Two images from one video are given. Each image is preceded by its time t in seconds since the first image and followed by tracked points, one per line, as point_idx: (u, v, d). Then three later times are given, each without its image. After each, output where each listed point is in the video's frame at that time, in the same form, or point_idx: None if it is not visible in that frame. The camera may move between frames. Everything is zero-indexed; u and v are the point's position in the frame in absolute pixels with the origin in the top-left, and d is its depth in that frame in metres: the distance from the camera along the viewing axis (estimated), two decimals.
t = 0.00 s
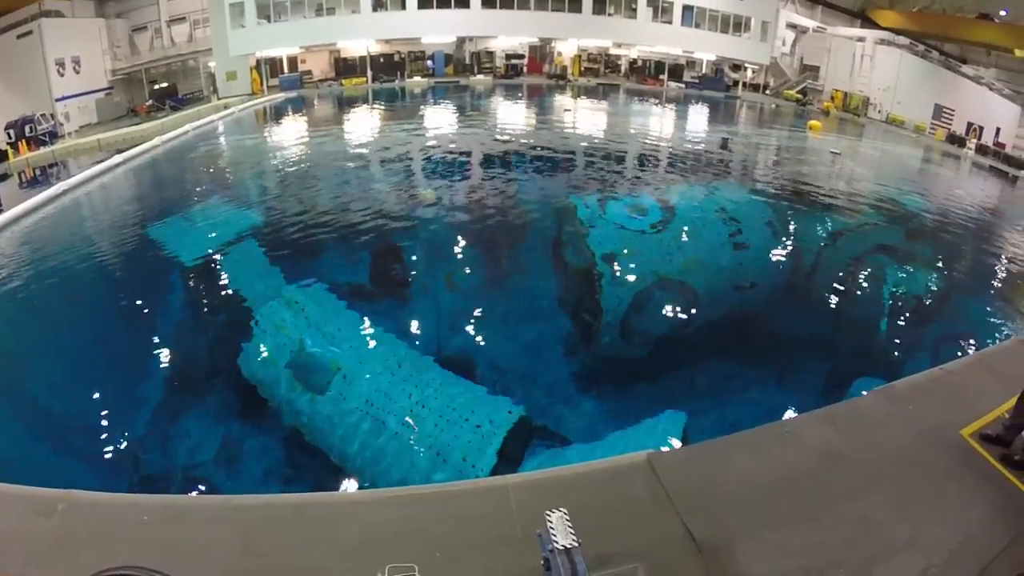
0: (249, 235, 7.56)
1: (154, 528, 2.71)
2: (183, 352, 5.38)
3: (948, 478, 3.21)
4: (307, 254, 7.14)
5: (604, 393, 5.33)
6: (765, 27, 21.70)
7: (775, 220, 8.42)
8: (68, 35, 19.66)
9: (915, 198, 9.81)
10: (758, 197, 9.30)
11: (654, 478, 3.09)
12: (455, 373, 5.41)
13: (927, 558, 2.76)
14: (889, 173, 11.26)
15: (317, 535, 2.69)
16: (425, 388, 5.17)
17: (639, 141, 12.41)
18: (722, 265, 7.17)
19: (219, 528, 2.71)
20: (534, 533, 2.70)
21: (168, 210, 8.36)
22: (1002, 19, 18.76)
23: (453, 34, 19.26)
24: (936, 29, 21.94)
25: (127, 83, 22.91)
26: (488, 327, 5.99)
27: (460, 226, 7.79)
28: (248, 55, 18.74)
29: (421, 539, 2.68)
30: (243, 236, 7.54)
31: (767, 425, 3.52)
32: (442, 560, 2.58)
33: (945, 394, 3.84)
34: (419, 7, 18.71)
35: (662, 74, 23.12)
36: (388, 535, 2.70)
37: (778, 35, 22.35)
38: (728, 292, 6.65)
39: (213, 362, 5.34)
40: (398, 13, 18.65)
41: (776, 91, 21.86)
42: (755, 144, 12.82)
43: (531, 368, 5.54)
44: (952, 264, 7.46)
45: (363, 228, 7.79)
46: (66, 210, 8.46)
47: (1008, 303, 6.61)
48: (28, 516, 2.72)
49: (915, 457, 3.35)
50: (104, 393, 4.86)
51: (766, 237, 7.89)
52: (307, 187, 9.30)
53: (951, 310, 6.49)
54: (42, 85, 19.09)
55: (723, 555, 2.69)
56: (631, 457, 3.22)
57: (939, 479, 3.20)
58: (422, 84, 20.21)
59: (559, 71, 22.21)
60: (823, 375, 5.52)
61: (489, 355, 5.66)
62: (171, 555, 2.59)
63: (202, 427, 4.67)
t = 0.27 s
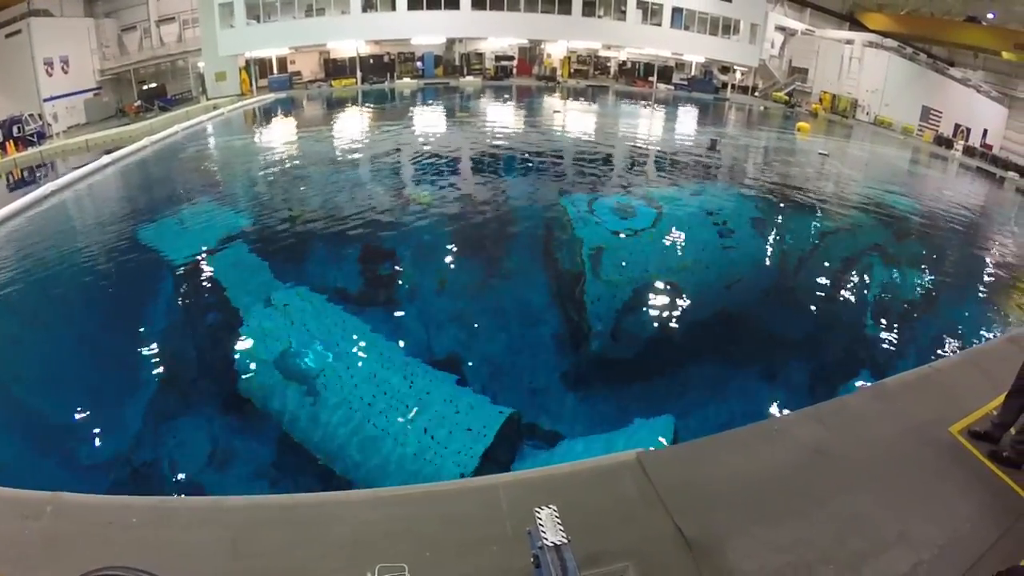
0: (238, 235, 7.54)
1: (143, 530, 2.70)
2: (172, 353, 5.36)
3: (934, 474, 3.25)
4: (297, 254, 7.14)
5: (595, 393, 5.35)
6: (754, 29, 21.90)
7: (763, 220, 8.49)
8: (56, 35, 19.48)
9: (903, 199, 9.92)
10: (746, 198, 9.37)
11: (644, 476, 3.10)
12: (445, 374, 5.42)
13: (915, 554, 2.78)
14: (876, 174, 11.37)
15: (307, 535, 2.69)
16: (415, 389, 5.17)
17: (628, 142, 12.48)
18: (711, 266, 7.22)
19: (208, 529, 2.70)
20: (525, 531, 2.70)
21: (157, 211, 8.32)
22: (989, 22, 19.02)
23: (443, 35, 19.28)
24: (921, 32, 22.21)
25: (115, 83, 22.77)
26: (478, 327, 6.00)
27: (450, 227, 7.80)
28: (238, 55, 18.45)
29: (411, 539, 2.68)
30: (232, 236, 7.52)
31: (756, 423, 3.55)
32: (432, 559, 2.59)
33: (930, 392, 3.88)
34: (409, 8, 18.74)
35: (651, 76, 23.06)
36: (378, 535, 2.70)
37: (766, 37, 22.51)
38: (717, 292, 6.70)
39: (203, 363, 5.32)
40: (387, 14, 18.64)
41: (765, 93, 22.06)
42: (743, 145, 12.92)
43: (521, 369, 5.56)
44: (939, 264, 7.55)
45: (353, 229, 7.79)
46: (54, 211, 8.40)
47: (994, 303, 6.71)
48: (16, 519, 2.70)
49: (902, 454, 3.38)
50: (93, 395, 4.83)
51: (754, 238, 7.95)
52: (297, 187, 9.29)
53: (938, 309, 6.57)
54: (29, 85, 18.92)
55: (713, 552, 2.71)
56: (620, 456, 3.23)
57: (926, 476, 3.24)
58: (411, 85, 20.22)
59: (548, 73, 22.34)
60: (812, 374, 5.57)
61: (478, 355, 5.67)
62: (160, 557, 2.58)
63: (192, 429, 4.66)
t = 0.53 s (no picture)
0: (230, 237, 7.53)
1: (136, 532, 2.69)
2: (165, 356, 5.35)
3: (926, 470, 3.27)
4: (289, 257, 7.13)
5: (589, 393, 5.37)
6: (746, 30, 21.85)
7: (755, 220, 8.52)
8: (47, 37, 19.36)
9: (895, 198, 9.98)
10: (739, 197, 9.41)
11: (636, 474, 3.11)
12: (439, 374, 5.43)
13: (908, 550, 2.80)
14: (868, 173, 11.43)
15: (300, 536, 2.68)
16: (409, 390, 5.17)
17: (621, 143, 12.50)
18: (704, 266, 7.24)
19: (201, 531, 2.70)
20: (518, 530, 2.71)
21: (149, 213, 8.31)
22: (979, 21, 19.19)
23: (435, 36, 19.27)
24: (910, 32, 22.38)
25: (107, 86, 22.66)
26: (472, 328, 6.01)
27: (443, 228, 7.81)
28: (229, 57, 18.67)
29: (406, 539, 2.68)
30: (224, 238, 7.51)
31: (748, 421, 3.56)
32: (426, 559, 2.59)
33: (922, 389, 3.91)
34: (401, 9, 18.72)
35: (643, 76, 23.19)
36: (371, 535, 2.70)
37: (759, 37, 22.58)
38: (710, 291, 6.73)
39: (196, 366, 5.31)
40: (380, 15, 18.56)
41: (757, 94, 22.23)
42: (735, 145, 12.96)
43: (515, 369, 5.56)
44: (931, 262, 7.60)
45: (346, 230, 7.79)
46: (46, 214, 8.36)
47: (986, 300, 6.75)
48: (9, 523, 2.69)
49: (894, 450, 3.41)
50: (85, 398, 4.81)
51: (746, 237, 7.98)
52: (289, 189, 9.28)
53: (931, 307, 6.61)
54: (20, 87, 18.79)
55: (707, 550, 2.72)
56: (612, 454, 3.25)
57: (918, 472, 3.26)
58: (404, 87, 20.22)
59: (541, 74, 22.39)
60: (806, 372, 5.60)
61: (471, 356, 5.68)
62: (153, 560, 2.57)
63: (186, 432, 4.64)
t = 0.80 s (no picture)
0: (223, 243, 7.53)
1: (129, 539, 2.68)
2: (158, 363, 5.33)
3: (920, 467, 3.28)
4: (283, 262, 7.12)
5: (584, 395, 5.38)
6: (737, 31, 21.96)
7: (747, 221, 8.55)
8: (39, 44, 19.32)
9: (888, 197, 10.02)
10: (731, 198, 9.44)
11: (630, 475, 3.12)
12: (433, 378, 5.43)
13: (904, 546, 2.81)
14: (859, 172, 11.49)
15: (294, 540, 2.68)
16: (404, 394, 5.17)
17: (613, 145, 12.53)
18: (696, 266, 7.27)
19: (195, 537, 2.69)
20: (513, 532, 2.71)
21: (142, 220, 8.29)
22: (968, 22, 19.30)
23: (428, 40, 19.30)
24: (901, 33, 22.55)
25: (99, 92, 22.64)
26: (466, 332, 6.02)
27: (436, 232, 7.82)
28: (222, 62, 18.20)
29: (400, 542, 2.67)
30: (217, 244, 7.50)
31: (742, 420, 3.58)
32: (421, 561, 2.59)
33: (914, 386, 3.93)
34: (393, 14, 18.76)
35: (635, 79, 23.22)
36: (365, 538, 2.70)
37: (750, 39, 22.70)
38: (703, 292, 6.75)
39: (190, 372, 5.30)
40: (372, 20, 18.71)
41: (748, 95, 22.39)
42: (727, 146, 13.02)
43: (510, 372, 5.57)
44: (923, 260, 7.64)
45: (339, 235, 7.79)
46: (39, 221, 8.33)
47: (977, 297, 6.79)
48: (3, 531, 2.68)
49: (887, 447, 3.42)
50: (79, 405, 4.80)
51: (738, 238, 8.02)
52: (282, 195, 9.27)
53: (924, 305, 6.65)
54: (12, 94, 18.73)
55: (702, 549, 2.73)
56: (607, 455, 3.26)
57: (912, 469, 3.27)
58: (396, 92, 20.25)
59: (534, 78, 22.46)
60: (800, 371, 5.63)
61: (466, 359, 5.68)
62: (147, 566, 2.56)
63: (180, 438, 4.63)
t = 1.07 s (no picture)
0: (220, 248, 7.52)
1: (128, 544, 2.68)
2: (156, 368, 5.33)
3: (918, 462, 3.29)
4: (280, 265, 7.12)
5: (582, 395, 5.38)
6: (731, 30, 22.05)
7: (743, 218, 8.56)
8: (34, 50, 19.26)
9: (884, 193, 10.03)
10: (727, 197, 9.46)
11: (628, 474, 3.12)
12: (431, 380, 5.43)
13: (902, 541, 2.82)
14: (856, 169, 11.50)
15: (291, 544, 2.68)
16: (401, 397, 5.17)
17: (609, 145, 12.53)
18: (693, 265, 7.28)
19: (193, 541, 2.69)
20: (509, 532, 2.72)
21: (138, 224, 8.30)
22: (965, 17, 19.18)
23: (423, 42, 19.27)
24: (895, 29, 22.58)
25: (94, 98, 22.58)
26: (463, 333, 6.02)
27: (432, 234, 7.82)
28: (216, 66, 18.49)
29: (398, 544, 2.68)
30: (213, 249, 7.50)
31: (739, 417, 3.58)
32: (419, 563, 2.59)
33: (913, 381, 3.94)
34: (387, 16, 18.75)
35: (630, 79, 23.08)
36: (363, 540, 2.70)
37: (743, 37, 22.69)
38: (700, 290, 6.76)
39: (188, 376, 5.29)
40: (367, 23, 18.62)
41: (743, 93, 22.52)
42: (723, 144, 13.03)
43: (507, 373, 5.58)
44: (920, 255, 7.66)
45: (335, 238, 7.79)
46: (35, 228, 8.33)
47: (975, 292, 6.81)
48: (2, 538, 2.68)
49: (886, 442, 3.43)
50: (76, 412, 4.79)
51: (735, 235, 8.03)
52: (278, 198, 9.27)
53: (921, 300, 6.67)
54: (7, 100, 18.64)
55: (701, 547, 2.73)
56: (604, 454, 3.26)
57: (910, 464, 3.28)
58: (391, 94, 20.23)
59: (529, 79, 22.47)
60: (797, 368, 5.65)
61: (463, 361, 5.69)
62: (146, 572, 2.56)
63: (178, 443, 4.63)
